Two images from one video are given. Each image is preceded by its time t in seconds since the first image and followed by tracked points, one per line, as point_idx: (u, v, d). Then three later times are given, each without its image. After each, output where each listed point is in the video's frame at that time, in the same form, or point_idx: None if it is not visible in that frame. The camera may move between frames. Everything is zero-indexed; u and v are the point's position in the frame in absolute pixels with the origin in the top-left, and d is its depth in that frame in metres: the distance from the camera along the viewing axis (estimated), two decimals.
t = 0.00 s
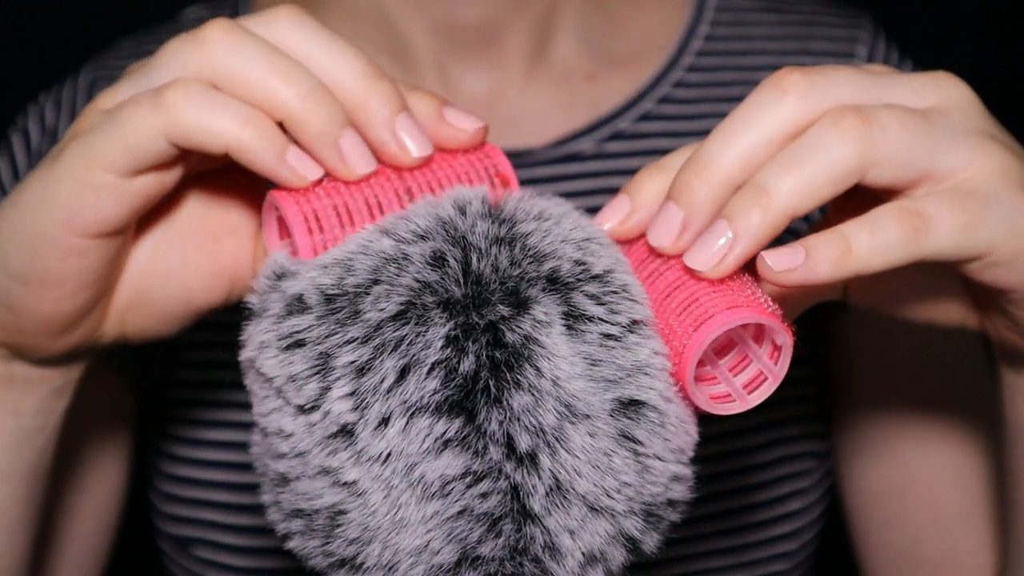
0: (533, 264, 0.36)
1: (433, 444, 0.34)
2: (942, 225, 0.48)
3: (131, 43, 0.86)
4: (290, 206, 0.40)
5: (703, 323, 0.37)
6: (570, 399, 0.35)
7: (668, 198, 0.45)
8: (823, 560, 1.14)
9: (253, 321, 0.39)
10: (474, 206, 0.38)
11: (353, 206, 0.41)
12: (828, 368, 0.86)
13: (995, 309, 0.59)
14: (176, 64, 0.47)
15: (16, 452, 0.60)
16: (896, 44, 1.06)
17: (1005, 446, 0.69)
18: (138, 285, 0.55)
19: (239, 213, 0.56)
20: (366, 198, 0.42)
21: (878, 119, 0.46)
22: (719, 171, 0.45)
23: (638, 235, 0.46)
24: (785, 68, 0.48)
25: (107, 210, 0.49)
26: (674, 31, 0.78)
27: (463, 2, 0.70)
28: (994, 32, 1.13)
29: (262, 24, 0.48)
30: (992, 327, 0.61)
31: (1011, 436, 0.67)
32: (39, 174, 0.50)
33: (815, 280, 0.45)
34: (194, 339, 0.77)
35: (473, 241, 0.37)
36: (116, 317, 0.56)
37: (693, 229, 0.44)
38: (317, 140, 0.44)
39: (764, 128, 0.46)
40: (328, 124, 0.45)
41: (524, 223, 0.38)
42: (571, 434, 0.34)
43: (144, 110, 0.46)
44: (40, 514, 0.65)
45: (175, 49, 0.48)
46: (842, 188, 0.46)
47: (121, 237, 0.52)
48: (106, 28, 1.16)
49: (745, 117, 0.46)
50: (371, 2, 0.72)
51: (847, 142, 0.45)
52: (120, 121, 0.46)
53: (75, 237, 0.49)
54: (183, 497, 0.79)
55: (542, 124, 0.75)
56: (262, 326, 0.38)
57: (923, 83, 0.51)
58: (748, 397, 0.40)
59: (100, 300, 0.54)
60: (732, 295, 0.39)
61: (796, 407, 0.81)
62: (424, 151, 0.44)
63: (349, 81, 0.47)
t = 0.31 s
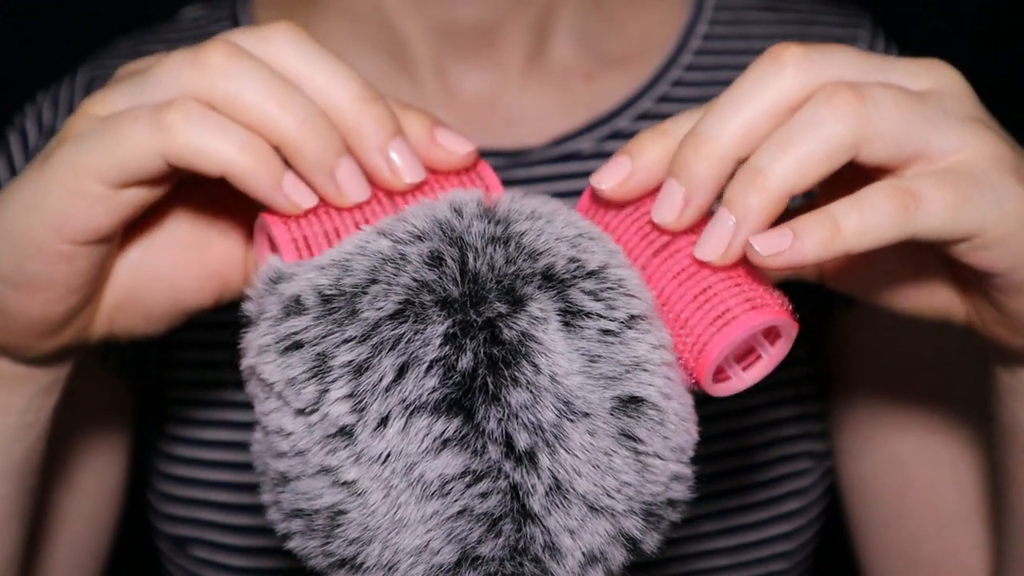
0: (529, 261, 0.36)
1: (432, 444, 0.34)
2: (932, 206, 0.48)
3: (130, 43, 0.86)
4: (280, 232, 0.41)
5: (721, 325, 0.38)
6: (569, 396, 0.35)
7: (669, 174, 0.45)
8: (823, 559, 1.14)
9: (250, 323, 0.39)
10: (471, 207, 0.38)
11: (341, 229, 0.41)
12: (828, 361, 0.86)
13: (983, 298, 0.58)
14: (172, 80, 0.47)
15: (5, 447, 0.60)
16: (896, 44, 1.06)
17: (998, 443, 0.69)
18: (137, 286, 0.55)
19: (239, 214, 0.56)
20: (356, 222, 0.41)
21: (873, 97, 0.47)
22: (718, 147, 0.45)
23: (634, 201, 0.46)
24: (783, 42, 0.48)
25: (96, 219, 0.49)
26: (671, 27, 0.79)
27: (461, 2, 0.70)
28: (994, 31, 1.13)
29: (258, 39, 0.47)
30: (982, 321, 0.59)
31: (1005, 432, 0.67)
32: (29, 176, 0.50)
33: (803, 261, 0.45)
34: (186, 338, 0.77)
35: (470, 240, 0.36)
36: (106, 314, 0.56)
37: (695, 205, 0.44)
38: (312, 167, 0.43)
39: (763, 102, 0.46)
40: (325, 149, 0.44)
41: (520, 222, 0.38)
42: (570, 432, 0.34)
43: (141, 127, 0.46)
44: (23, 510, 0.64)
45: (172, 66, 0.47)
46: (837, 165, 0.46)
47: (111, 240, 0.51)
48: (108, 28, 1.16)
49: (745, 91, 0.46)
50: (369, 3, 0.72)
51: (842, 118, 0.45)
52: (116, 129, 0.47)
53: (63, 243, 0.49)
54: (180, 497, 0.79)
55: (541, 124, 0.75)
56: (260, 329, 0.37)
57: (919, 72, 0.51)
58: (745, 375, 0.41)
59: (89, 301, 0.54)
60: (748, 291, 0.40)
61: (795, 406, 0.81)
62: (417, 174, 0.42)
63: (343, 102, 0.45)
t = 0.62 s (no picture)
0: (527, 260, 0.36)
1: (432, 444, 0.34)
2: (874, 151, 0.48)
3: (129, 43, 0.86)
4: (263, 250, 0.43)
5: (696, 249, 0.40)
6: (569, 395, 0.35)
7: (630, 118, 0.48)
8: (823, 561, 1.14)
9: (249, 324, 0.39)
10: (471, 208, 0.38)
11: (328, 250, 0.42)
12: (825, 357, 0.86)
13: (929, 286, 0.56)
14: (162, 91, 0.47)
15: None
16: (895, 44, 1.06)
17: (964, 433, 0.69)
18: (132, 286, 0.55)
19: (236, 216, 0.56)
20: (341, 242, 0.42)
21: (825, 41, 0.49)
22: (675, 85, 0.48)
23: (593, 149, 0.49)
24: None
25: (78, 222, 0.49)
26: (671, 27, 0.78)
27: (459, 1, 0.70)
28: (994, 32, 1.13)
29: (249, 54, 0.47)
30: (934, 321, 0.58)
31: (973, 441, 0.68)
32: (16, 178, 0.50)
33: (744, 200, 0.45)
34: (184, 337, 0.77)
35: (468, 240, 0.36)
36: (92, 314, 0.56)
37: (654, 142, 0.47)
38: (298, 189, 0.44)
39: (719, 47, 0.49)
40: (313, 170, 0.44)
41: (519, 221, 0.37)
42: (570, 432, 0.34)
43: (132, 141, 0.46)
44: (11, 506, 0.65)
45: (163, 77, 0.47)
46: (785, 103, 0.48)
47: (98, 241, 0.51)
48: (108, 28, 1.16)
49: (705, 35, 0.49)
50: (367, 3, 0.72)
51: (795, 54, 0.48)
52: (106, 138, 0.46)
53: (49, 246, 0.49)
54: (179, 497, 0.79)
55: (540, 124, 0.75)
56: (259, 331, 0.37)
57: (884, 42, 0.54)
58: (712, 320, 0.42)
59: (76, 299, 0.54)
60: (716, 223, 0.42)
61: (794, 405, 0.81)
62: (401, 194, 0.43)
63: (332, 122, 0.46)
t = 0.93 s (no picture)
0: (525, 258, 0.36)
1: (432, 444, 0.34)
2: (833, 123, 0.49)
3: (128, 44, 0.86)
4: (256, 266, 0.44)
5: (656, 198, 0.41)
6: (568, 394, 0.35)
7: (591, 92, 0.50)
8: (823, 563, 1.14)
9: (248, 324, 0.39)
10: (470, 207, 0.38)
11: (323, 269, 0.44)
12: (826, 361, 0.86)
13: (886, 284, 0.56)
14: (162, 107, 0.47)
15: None
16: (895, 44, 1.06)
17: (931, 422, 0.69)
18: (130, 290, 0.55)
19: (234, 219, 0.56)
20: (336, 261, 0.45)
21: (783, 23, 0.52)
22: (637, 59, 0.51)
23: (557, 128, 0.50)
24: None
25: (68, 231, 0.49)
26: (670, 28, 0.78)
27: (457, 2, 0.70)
28: (995, 32, 1.13)
29: (249, 71, 0.47)
30: (897, 325, 0.58)
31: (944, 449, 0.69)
32: (9, 183, 0.50)
33: (703, 160, 0.47)
34: (187, 338, 0.77)
35: (467, 240, 0.36)
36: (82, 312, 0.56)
37: (610, 116, 0.49)
38: (295, 211, 0.45)
39: (681, 25, 0.52)
40: (312, 191, 0.45)
41: (517, 220, 0.38)
42: (570, 432, 0.34)
43: (128, 158, 0.46)
44: None
45: (163, 92, 0.47)
46: (742, 74, 0.51)
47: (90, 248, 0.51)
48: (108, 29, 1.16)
49: (665, 17, 0.52)
50: (366, 6, 0.72)
51: (756, 28, 0.51)
52: (103, 154, 0.46)
53: (39, 254, 0.49)
54: (179, 498, 0.79)
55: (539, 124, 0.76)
56: (258, 332, 0.37)
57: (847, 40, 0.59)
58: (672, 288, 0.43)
59: (66, 300, 0.54)
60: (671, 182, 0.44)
61: (795, 406, 0.81)
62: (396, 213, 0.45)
63: (329, 142, 0.46)
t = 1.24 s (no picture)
0: (524, 257, 0.36)
1: (432, 446, 0.34)
2: (802, 122, 0.49)
3: (129, 44, 0.86)
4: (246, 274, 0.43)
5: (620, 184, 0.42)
6: (568, 394, 0.35)
7: (562, 105, 0.52)
8: (824, 564, 1.14)
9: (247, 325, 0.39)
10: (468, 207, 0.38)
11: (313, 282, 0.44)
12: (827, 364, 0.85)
13: (863, 283, 0.57)
14: (161, 117, 0.47)
15: None
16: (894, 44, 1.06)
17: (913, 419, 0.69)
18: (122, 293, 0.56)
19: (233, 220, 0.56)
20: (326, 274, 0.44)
21: (749, 27, 0.53)
22: (604, 69, 0.53)
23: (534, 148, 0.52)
24: None
25: (58, 241, 0.49)
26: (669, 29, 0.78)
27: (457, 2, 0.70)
28: (994, 32, 1.13)
29: (249, 86, 0.48)
30: (875, 326, 0.58)
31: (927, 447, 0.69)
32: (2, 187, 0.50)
33: (671, 151, 0.48)
34: (185, 339, 0.77)
35: (466, 240, 0.36)
36: (72, 312, 0.56)
37: (580, 124, 0.50)
38: (291, 227, 0.45)
39: (650, 34, 0.53)
40: (307, 207, 0.45)
41: (516, 220, 0.38)
42: (570, 432, 0.34)
43: (122, 173, 0.46)
44: None
45: (162, 103, 0.47)
46: (709, 77, 0.52)
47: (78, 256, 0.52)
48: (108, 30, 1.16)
49: (636, 24, 0.54)
50: (367, 7, 0.72)
51: (724, 30, 0.52)
52: (97, 165, 0.47)
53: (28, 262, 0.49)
54: (179, 498, 0.79)
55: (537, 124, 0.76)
56: (257, 334, 0.37)
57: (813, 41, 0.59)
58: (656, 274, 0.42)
59: (55, 301, 0.54)
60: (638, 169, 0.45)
61: (796, 407, 0.81)
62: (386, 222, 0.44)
63: (328, 160, 0.46)
